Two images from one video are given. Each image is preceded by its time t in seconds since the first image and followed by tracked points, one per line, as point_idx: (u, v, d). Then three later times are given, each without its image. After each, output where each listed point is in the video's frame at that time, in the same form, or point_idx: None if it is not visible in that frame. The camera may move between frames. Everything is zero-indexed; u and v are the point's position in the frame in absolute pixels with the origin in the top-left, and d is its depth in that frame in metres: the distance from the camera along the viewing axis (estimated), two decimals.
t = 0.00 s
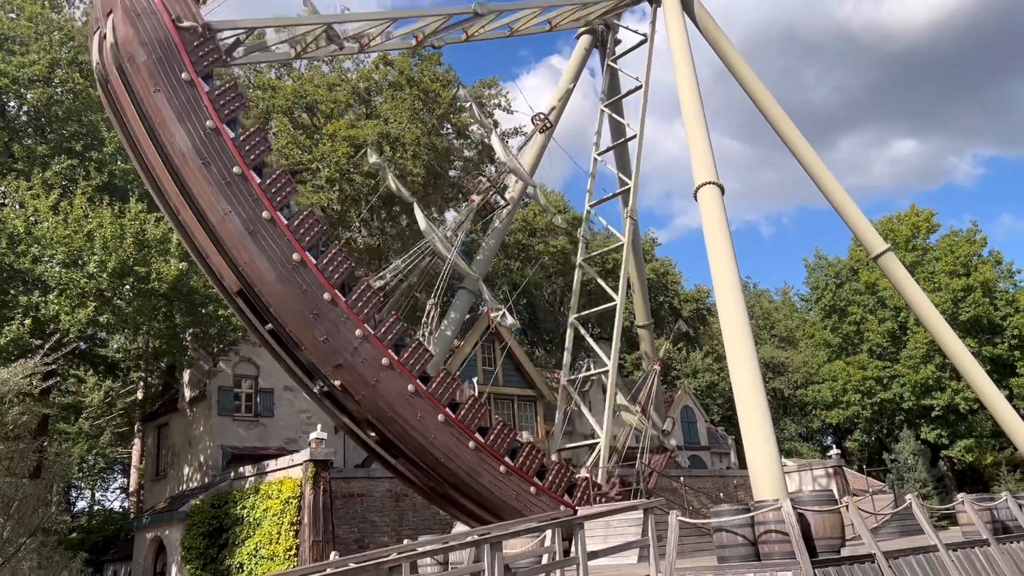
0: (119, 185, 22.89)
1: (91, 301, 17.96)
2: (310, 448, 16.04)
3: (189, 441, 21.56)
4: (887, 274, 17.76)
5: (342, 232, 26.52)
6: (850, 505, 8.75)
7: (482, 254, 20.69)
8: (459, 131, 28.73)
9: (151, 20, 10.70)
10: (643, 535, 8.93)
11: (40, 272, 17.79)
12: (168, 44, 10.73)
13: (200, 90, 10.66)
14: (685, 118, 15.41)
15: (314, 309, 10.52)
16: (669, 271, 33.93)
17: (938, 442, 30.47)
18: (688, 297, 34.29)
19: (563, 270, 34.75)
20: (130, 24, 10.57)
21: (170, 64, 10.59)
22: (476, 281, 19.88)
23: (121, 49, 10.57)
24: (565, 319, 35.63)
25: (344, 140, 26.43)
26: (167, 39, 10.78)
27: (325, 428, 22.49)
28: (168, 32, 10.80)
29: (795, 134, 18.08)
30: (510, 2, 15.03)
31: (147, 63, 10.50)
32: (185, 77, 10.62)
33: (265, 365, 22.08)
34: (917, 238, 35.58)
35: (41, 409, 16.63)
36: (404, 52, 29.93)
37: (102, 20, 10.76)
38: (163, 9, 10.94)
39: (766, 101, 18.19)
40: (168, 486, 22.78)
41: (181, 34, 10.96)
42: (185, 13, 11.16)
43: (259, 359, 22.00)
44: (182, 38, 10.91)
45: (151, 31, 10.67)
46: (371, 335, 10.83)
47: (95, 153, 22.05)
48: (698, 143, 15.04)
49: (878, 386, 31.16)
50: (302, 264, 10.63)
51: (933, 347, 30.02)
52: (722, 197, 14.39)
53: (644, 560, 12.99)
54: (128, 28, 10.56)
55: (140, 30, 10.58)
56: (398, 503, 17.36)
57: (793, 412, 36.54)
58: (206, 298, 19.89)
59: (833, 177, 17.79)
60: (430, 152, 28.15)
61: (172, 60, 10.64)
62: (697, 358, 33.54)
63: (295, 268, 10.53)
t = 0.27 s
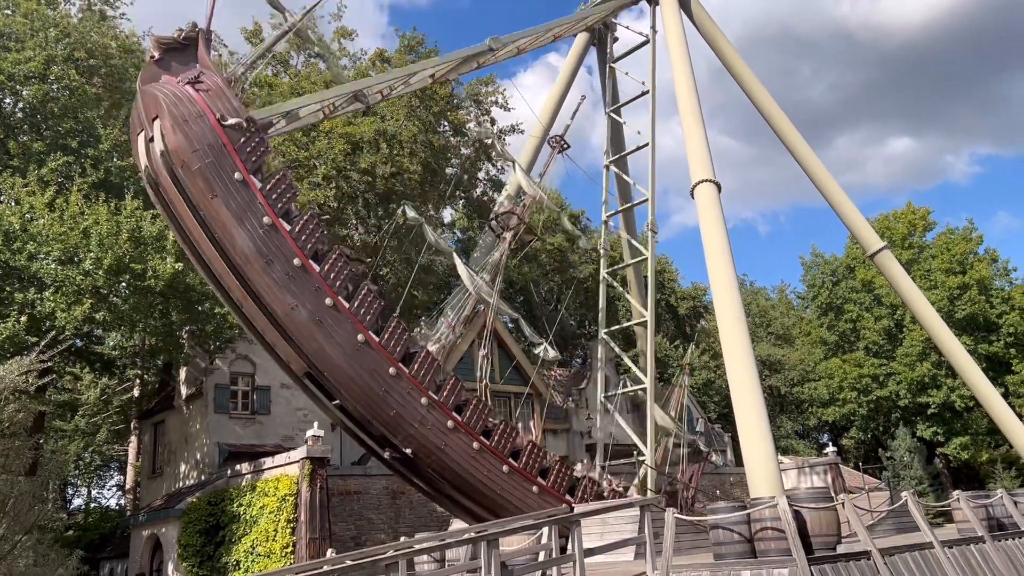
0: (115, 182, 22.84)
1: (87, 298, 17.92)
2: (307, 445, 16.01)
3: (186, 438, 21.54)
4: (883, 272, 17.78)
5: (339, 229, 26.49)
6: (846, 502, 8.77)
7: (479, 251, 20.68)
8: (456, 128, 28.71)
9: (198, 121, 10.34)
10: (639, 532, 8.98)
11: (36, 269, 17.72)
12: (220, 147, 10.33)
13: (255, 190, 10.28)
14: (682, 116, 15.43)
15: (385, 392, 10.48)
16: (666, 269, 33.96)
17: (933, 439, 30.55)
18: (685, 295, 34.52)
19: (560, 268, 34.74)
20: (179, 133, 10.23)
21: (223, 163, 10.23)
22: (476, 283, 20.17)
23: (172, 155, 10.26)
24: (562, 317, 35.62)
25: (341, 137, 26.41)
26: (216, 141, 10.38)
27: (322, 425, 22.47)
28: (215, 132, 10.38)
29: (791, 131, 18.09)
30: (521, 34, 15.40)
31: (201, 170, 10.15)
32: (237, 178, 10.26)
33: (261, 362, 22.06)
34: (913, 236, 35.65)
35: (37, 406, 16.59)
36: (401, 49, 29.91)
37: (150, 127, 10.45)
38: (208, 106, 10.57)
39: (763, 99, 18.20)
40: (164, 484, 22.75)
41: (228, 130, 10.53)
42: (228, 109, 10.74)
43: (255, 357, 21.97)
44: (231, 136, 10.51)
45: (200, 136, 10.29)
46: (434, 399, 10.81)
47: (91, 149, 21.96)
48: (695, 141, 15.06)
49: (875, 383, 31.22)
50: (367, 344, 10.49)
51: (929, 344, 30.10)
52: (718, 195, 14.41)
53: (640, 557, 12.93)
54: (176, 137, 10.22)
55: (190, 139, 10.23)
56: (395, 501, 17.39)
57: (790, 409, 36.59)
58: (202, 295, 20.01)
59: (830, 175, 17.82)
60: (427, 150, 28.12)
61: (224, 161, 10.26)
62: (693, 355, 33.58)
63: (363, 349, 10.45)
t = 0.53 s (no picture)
0: (111, 180, 22.80)
1: (83, 296, 17.88)
2: (303, 443, 15.97)
3: (182, 436, 21.52)
4: (878, 270, 17.83)
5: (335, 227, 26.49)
6: (841, 500, 8.79)
7: (475, 249, 20.65)
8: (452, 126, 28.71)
9: (268, 234, 11.40)
10: (635, 530, 9.02)
11: (32, 266, 17.64)
12: (291, 259, 11.38)
13: (327, 294, 11.42)
14: (679, 115, 15.45)
15: (452, 449, 12.01)
16: (662, 267, 34.00)
17: (929, 437, 30.64)
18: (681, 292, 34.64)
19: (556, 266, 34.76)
20: (252, 251, 11.26)
21: (295, 272, 11.32)
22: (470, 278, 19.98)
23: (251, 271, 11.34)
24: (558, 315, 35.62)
25: (338, 134, 26.37)
26: (286, 252, 11.42)
27: (318, 423, 22.45)
28: (284, 245, 11.42)
29: (788, 129, 18.11)
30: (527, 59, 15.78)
31: (277, 285, 11.25)
32: (311, 286, 11.36)
33: (258, 360, 22.02)
34: (910, 234, 35.73)
35: (33, 404, 16.55)
36: (397, 47, 29.90)
37: (223, 247, 11.51)
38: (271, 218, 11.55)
39: (759, 97, 18.22)
40: (160, 482, 22.73)
41: (294, 238, 11.59)
42: (289, 216, 11.74)
43: (251, 355, 21.94)
44: (297, 244, 11.53)
45: (271, 251, 11.33)
46: (507, 459, 12.63)
47: (86, 147, 21.88)
48: (691, 141, 15.09)
49: (871, 381, 31.29)
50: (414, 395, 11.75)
51: (925, 343, 30.19)
52: (715, 194, 14.44)
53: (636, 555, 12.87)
54: (249, 256, 11.27)
55: (262, 254, 11.26)
56: (391, 499, 17.40)
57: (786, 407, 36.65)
58: (198, 293, 20.25)
59: (826, 173, 17.84)
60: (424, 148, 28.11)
61: (296, 271, 11.36)
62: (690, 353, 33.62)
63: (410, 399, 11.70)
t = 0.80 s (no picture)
0: (107, 177, 22.76)
1: (79, 293, 17.83)
2: (299, 441, 15.95)
3: (178, 434, 21.50)
4: (875, 269, 17.84)
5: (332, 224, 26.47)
6: (837, 498, 8.80)
7: (472, 247, 20.66)
8: (449, 124, 28.68)
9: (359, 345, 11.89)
10: (631, 527, 9.03)
11: (27, 263, 17.57)
12: (379, 365, 11.93)
13: (414, 392, 12.10)
14: (676, 113, 15.43)
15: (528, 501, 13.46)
16: (659, 265, 34.00)
17: (925, 436, 30.73)
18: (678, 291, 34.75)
19: (553, 265, 34.77)
20: (345, 364, 11.78)
21: (385, 378, 11.91)
22: (467, 277, 19.98)
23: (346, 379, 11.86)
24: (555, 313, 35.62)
25: (335, 132, 26.31)
26: (374, 359, 11.96)
27: (315, 421, 22.43)
28: (372, 353, 11.94)
29: (785, 128, 18.12)
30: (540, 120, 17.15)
31: (372, 394, 11.87)
32: (399, 385, 11.99)
33: (254, 358, 21.99)
34: (906, 233, 35.80)
35: (29, 401, 16.52)
36: (395, 45, 29.89)
37: (312, 361, 11.92)
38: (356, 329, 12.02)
39: (757, 94, 18.21)
40: (156, 480, 22.71)
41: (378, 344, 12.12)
42: (370, 322, 12.22)
43: (248, 353, 21.91)
44: (381, 349, 12.08)
45: (362, 361, 11.87)
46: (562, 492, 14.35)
47: (83, 144, 21.82)
48: (688, 139, 15.09)
49: (867, 380, 31.34)
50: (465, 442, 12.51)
51: (921, 341, 30.25)
52: (712, 192, 14.45)
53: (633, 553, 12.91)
54: (341, 371, 11.78)
55: (355, 366, 11.80)
56: (387, 497, 17.42)
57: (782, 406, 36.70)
58: (194, 291, 20.24)
59: (823, 172, 17.85)
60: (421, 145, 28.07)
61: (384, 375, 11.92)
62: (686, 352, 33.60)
63: (460, 443, 12.47)
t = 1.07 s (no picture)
0: (104, 174, 22.72)
1: (75, 291, 17.79)
2: (296, 439, 15.91)
3: (175, 432, 21.49)
4: (872, 269, 17.85)
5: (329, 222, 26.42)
6: (834, 497, 8.79)
7: (470, 246, 20.72)
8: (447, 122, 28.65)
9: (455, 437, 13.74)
10: (628, 526, 9.02)
11: (24, 261, 17.52)
12: (472, 450, 13.89)
13: (501, 465, 14.23)
14: (674, 112, 15.44)
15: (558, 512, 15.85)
16: (656, 264, 34.00)
17: (921, 435, 30.83)
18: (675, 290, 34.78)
19: (551, 263, 34.76)
20: (444, 458, 13.62)
21: (479, 462, 13.90)
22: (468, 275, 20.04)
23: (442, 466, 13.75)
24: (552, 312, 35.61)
25: (332, 130, 26.25)
26: (467, 446, 13.88)
27: (311, 419, 22.41)
28: (465, 440, 13.84)
29: (782, 128, 18.13)
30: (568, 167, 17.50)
31: (469, 476, 13.83)
32: (491, 464, 14.05)
33: (251, 356, 21.94)
34: (903, 233, 35.84)
35: (25, 399, 16.49)
36: (392, 43, 29.86)
37: (412, 455, 13.68)
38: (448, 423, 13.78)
39: (754, 94, 18.24)
40: (153, 477, 22.69)
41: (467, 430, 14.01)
42: (458, 412, 14.01)
43: (245, 351, 21.87)
44: (471, 435, 14.02)
45: (457, 452, 13.75)
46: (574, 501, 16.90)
47: (80, 141, 21.76)
48: (686, 138, 15.10)
49: (863, 379, 31.40)
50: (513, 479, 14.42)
51: (917, 341, 30.30)
52: (709, 191, 14.48)
53: (629, 552, 12.99)
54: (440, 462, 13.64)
55: (451, 457, 13.65)
56: (384, 495, 17.42)
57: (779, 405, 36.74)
58: (191, 289, 20.22)
59: (819, 171, 17.86)
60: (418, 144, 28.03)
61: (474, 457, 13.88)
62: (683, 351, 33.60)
63: (530, 493, 14.58)
